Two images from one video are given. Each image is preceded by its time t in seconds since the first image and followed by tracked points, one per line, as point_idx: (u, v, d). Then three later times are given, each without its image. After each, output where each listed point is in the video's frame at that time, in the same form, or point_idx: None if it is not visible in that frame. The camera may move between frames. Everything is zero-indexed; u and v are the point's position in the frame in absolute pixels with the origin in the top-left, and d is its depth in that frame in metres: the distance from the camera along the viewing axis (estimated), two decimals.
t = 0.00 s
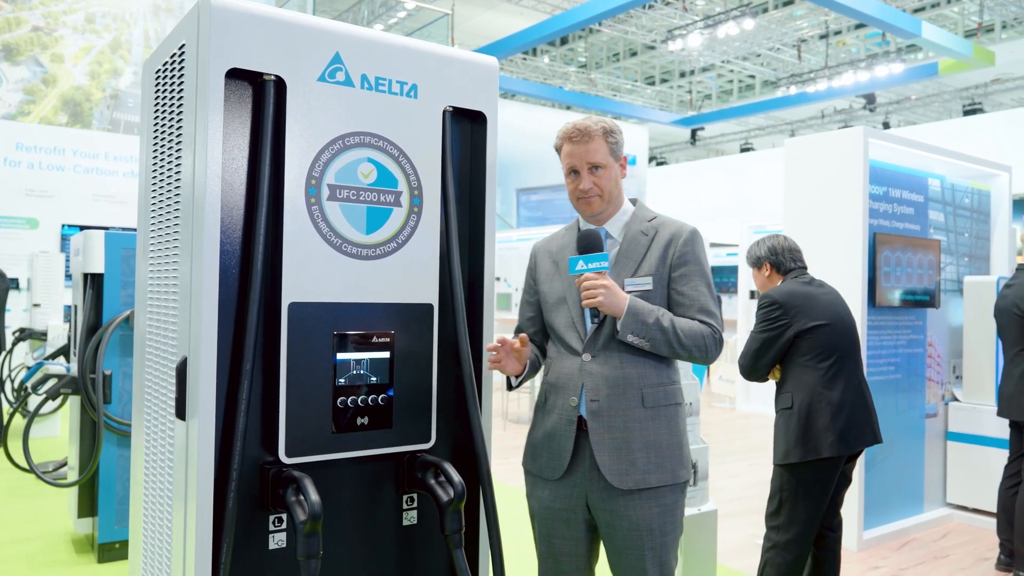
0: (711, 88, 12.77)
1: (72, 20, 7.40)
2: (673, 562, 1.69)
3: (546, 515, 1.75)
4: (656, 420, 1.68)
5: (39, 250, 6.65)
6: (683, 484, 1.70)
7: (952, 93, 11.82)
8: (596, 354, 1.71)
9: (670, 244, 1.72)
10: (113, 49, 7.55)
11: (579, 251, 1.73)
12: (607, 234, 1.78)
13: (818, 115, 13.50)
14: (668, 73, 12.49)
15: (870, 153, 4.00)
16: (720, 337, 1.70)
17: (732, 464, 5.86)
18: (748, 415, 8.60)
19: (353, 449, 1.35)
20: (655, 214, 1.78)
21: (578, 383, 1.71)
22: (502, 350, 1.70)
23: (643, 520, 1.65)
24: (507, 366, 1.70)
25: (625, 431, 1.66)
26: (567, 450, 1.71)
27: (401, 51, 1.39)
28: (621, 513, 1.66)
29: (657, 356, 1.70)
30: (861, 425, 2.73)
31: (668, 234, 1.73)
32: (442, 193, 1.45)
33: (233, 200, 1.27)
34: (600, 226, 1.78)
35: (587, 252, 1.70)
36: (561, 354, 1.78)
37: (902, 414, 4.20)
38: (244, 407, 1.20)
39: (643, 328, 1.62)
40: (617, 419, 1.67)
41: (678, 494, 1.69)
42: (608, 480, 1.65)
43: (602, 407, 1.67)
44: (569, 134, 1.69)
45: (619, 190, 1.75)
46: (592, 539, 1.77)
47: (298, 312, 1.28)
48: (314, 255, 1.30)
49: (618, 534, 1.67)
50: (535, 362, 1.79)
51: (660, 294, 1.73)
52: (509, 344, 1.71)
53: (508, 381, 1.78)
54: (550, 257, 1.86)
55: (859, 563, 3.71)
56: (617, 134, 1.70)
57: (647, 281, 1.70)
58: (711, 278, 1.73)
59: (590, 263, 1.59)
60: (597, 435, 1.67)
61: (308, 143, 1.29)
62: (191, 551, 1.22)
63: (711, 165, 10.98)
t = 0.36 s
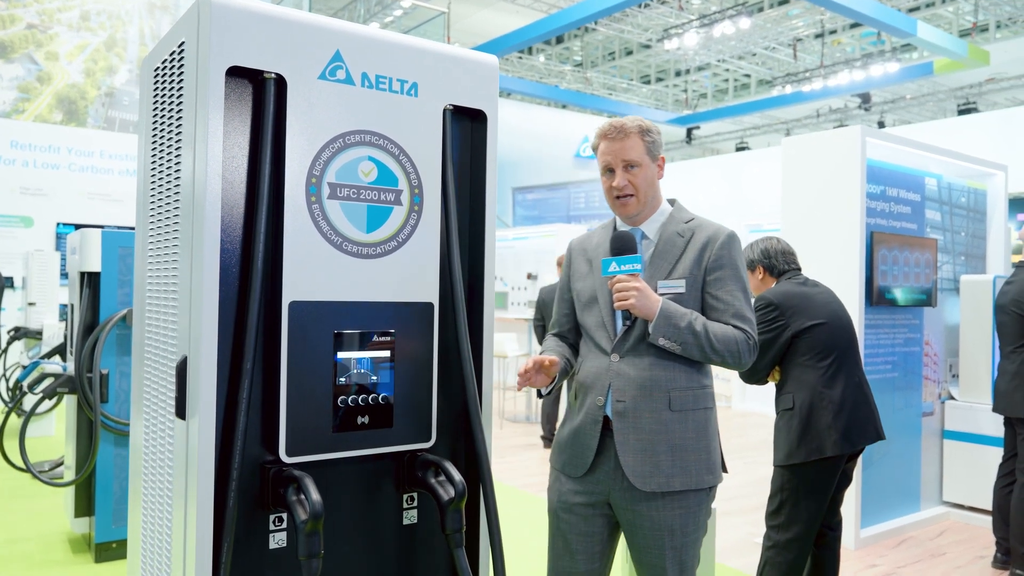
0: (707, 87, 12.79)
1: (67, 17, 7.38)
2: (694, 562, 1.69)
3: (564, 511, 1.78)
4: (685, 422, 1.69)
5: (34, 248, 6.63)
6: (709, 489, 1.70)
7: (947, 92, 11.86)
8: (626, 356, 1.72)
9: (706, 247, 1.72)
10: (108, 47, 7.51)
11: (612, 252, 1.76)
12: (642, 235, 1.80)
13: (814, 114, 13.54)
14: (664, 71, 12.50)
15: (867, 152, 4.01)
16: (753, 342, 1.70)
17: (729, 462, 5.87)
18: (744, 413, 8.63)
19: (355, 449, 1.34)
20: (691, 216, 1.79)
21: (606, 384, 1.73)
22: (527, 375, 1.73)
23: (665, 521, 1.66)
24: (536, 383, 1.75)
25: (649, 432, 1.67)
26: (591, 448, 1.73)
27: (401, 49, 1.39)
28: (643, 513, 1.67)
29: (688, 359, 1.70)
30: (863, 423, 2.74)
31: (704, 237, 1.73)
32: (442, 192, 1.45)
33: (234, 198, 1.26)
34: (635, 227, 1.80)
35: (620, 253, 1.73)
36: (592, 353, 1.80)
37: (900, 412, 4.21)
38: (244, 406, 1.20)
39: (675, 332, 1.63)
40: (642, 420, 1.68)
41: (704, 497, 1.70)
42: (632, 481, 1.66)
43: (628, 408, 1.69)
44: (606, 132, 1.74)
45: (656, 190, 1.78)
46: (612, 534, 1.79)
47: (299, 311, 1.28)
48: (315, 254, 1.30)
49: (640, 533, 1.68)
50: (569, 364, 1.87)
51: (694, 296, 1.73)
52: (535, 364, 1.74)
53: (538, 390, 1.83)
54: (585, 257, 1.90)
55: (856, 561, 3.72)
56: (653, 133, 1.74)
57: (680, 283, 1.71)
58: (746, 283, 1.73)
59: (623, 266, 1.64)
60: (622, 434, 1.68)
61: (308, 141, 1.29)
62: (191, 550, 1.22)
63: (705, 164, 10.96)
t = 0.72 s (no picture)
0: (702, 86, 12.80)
1: (62, 15, 7.34)
2: (702, 560, 1.69)
3: (571, 504, 1.78)
4: (695, 420, 1.67)
5: (29, 247, 6.60)
6: (719, 489, 1.69)
7: (942, 92, 11.86)
8: (640, 349, 1.73)
9: (727, 243, 1.73)
10: (103, 44, 7.47)
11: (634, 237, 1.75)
12: (665, 230, 1.81)
13: (809, 113, 13.57)
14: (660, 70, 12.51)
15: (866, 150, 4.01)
16: (769, 340, 1.68)
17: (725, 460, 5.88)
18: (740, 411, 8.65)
19: (356, 446, 1.34)
20: (715, 214, 1.79)
21: (619, 377, 1.73)
22: (546, 327, 1.82)
23: (674, 518, 1.66)
24: (552, 340, 1.83)
25: (658, 428, 1.67)
26: (602, 442, 1.73)
27: (403, 44, 1.38)
28: (651, 509, 1.67)
29: (703, 354, 1.69)
30: (863, 419, 2.74)
31: (725, 233, 1.73)
32: (444, 188, 1.44)
33: (235, 194, 1.25)
34: (659, 222, 1.80)
35: (641, 238, 1.73)
36: (608, 346, 1.81)
37: (898, 410, 4.22)
38: (246, 403, 1.19)
39: (690, 319, 1.62)
40: (653, 415, 1.67)
41: (714, 496, 1.69)
42: (639, 476, 1.66)
43: (638, 402, 1.69)
44: (632, 129, 1.75)
45: (683, 185, 1.79)
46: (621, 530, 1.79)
47: (302, 307, 1.28)
48: (316, 249, 1.29)
49: (648, 530, 1.68)
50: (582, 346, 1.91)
51: (712, 292, 1.72)
52: (556, 319, 1.83)
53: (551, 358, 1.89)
54: (607, 248, 1.91)
55: (855, 559, 3.73)
56: (678, 128, 1.74)
57: (699, 278, 1.72)
58: (765, 283, 1.72)
59: (643, 249, 1.68)
60: (631, 429, 1.68)
61: (310, 137, 1.28)
62: (193, 548, 1.21)
63: (702, 163, 10.96)
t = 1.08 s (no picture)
0: (697, 85, 12.82)
1: (55, 12, 7.28)
2: (696, 558, 1.68)
3: (564, 503, 1.78)
4: (687, 419, 1.67)
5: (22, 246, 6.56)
6: (713, 487, 1.69)
7: (936, 91, 11.84)
8: (631, 348, 1.72)
9: (717, 243, 1.72)
10: (97, 42, 7.41)
11: (623, 237, 1.76)
12: (654, 230, 1.82)
13: (804, 112, 13.60)
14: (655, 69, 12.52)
15: (864, 149, 4.02)
16: (759, 339, 1.67)
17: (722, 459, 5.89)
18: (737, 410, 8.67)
19: (357, 446, 1.33)
20: (706, 214, 1.79)
21: (610, 377, 1.74)
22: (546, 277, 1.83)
23: (667, 516, 1.65)
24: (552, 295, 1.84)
25: (650, 426, 1.67)
26: (595, 441, 1.74)
27: (403, 41, 1.37)
28: (644, 507, 1.67)
29: (693, 353, 1.69)
30: (862, 418, 2.75)
31: (716, 233, 1.73)
32: (445, 186, 1.43)
33: (236, 193, 1.24)
34: (650, 223, 1.82)
35: (630, 239, 1.74)
36: (600, 348, 1.80)
37: (895, 409, 4.23)
38: (247, 403, 1.19)
39: (679, 318, 1.62)
40: (644, 413, 1.67)
41: (707, 494, 1.68)
42: (631, 475, 1.66)
43: (629, 401, 1.69)
44: (615, 131, 1.75)
45: (669, 184, 1.79)
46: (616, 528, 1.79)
47: (304, 306, 1.27)
48: (317, 248, 1.28)
49: (641, 528, 1.68)
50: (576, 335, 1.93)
51: (701, 292, 1.72)
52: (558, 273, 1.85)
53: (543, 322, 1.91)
54: (599, 248, 1.92)
55: (853, 557, 3.74)
56: (661, 128, 1.74)
57: (689, 278, 1.71)
58: (755, 283, 1.71)
59: (632, 249, 1.69)
60: (622, 428, 1.68)
61: (310, 135, 1.28)
62: (193, 549, 1.20)
63: (697, 161, 10.96)
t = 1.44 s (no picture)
0: (691, 83, 12.84)
1: (49, 9, 7.23)
2: (671, 551, 1.69)
3: (543, 502, 1.76)
4: (654, 411, 1.68)
5: (16, 244, 6.53)
6: (681, 477, 1.70)
7: (929, 90, 11.83)
8: (599, 344, 1.73)
9: (679, 240, 1.73)
10: (91, 39, 7.37)
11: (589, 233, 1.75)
12: (619, 228, 1.81)
13: (797, 111, 13.63)
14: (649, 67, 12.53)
15: (861, 148, 4.04)
16: (720, 332, 1.69)
17: (718, 457, 5.91)
18: (732, 408, 8.71)
19: (359, 445, 1.33)
20: (666, 212, 1.80)
21: (580, 371, 1.73)
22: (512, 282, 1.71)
23: (639, 508, 1.65)
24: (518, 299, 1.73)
25: (622, 420, 1.67)
26: (567, 437, 1.72)
27: (403, 41, 1.37)
28: (617, 500, 1.66)
29: (659, 346, 1.70)
30: (861, 417, 2.76)
31: (678, 230, 1.74)
32: (445, 185, 1.43)
33: (237, 193, 1.24)
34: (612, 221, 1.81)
35: (596, 234, 1.72)
36: (567, 344, 1.79)
37: (890, 407, 4.25)
38: (249, 402, 1.19)
39: (645, 312, 1.62)
40: (614, 407, 1.67)
41: (677, 485, 1.70)
42: (603, 468, 1.65)
43: (600, 396, 1.69)
44: (582, 131, 1.74)
45: (633, 184, 1.79)
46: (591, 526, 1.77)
47: (306, 306, 1.27)
48: (318, 247, 1.28)
49: (614, 521, 1.67)
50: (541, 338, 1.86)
51: (666, 287, 1.73)
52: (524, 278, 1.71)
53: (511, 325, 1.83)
54: (561, 247, 1.89)
55: (849, 555, 3.76)
56: (626, 129, 1.74)
57: (654, 274, 1.71)
58: (716, 279, 1.73)
59: (599, 244, 1.65)
60: (594, 422, 1.68)
61: (312, 135, 1.27)
62: (195, 550, 1.20)
63: (691, 159, 10.96)
